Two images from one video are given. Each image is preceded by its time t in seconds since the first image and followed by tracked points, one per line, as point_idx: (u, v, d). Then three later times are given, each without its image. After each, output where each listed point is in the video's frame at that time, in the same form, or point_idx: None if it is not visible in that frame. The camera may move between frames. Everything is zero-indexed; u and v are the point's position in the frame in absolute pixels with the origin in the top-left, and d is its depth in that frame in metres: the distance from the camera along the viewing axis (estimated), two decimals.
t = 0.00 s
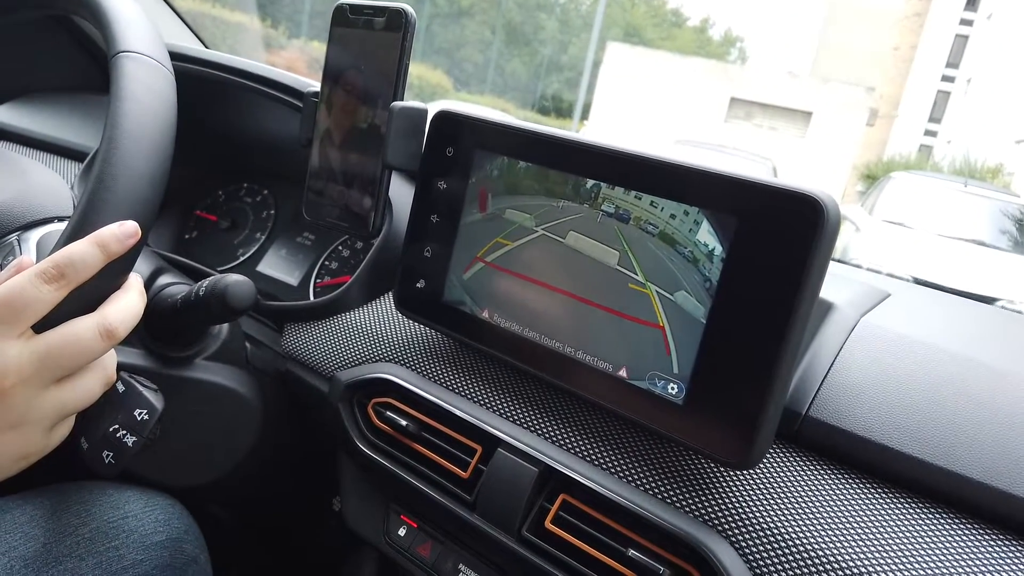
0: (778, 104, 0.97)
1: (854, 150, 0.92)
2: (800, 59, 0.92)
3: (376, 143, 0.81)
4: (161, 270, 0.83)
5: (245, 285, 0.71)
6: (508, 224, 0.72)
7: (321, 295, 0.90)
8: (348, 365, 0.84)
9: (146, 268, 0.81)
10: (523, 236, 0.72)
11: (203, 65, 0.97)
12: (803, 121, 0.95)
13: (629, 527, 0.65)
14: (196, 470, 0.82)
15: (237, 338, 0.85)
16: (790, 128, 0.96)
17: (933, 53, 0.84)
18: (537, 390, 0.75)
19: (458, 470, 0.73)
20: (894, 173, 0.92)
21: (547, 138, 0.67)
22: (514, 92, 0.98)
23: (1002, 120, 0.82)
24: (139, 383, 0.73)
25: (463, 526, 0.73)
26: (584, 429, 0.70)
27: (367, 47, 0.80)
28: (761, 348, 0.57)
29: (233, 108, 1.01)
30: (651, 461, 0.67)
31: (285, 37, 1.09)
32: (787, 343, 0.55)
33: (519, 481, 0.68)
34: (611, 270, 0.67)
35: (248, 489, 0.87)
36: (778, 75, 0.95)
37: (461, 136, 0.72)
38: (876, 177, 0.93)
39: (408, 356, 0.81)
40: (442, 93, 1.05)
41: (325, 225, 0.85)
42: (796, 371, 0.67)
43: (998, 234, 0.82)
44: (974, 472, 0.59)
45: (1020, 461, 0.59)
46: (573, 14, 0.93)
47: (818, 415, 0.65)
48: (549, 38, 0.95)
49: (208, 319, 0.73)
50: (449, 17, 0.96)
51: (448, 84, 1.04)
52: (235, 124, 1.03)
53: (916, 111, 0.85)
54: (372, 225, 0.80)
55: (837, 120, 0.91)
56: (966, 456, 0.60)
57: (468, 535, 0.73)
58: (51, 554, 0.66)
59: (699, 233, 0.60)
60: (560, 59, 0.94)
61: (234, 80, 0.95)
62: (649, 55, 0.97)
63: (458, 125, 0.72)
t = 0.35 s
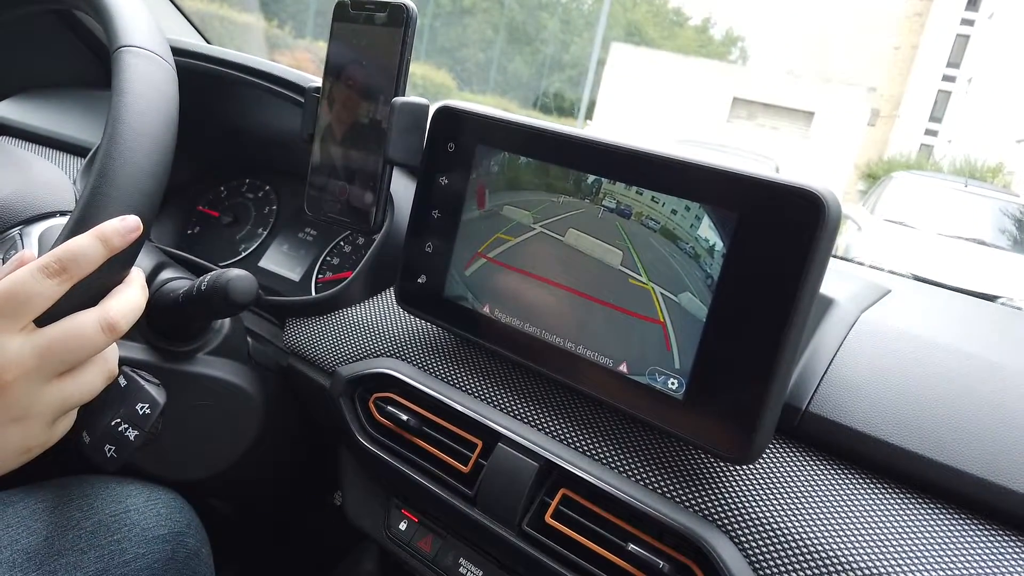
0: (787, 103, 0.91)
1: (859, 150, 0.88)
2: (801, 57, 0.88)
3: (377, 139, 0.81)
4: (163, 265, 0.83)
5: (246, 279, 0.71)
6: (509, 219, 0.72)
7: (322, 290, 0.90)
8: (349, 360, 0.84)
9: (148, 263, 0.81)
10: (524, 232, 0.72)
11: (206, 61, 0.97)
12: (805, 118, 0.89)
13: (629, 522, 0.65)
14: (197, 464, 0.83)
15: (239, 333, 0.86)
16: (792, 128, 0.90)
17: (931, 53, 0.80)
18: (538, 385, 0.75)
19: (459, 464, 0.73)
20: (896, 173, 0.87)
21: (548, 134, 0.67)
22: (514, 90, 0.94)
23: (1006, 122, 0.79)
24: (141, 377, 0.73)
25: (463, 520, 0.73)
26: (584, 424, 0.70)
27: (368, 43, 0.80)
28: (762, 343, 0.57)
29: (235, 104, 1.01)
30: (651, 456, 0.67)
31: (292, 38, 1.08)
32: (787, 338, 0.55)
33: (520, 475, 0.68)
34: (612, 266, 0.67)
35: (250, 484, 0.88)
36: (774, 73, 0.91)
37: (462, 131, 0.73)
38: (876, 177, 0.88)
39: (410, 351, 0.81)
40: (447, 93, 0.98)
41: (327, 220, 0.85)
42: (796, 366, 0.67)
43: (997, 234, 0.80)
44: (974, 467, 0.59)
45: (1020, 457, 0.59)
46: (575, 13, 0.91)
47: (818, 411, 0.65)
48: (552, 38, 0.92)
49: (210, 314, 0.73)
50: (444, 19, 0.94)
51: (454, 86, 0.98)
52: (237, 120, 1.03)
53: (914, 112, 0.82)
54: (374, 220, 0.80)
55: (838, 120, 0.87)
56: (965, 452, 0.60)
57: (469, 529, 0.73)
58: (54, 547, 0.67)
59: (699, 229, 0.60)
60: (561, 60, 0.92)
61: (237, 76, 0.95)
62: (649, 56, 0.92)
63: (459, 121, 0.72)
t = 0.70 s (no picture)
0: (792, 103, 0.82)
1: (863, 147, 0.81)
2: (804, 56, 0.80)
3: (382, 133, 0.81)
4: (169, 259, 0.83)
5: (252, 274, 0.71)
6: (515, 213, 0.72)
7: (327, 285, 0.90)
8: (354, 355, 0.84)
9: (153, 257, 0.81)
10: (530, 226, 0.72)
11: (211, 54, 0.97)
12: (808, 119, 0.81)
13: (634, 516, 0.65)
14: (202, 459, 0.83)
15: (244, 327, 0.86)
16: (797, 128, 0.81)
17: (930, 53, 0.76)
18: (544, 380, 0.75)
19: (464, 459, 0.73)
20: (898, 172, 0.82)
21: (555, 128, 0.67)
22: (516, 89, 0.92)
23: (1008, 124, 0.75)
24: (147, 370, 0.73)
25: (469, 515, 0.73)
26: (590, 419, 0.70)
27: (374, 37, 0.80)
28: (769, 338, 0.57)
29: (240, 98, 1.01)
30: (657, 451, 0.67)
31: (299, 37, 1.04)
32: (794, 333, 0.55)
33: (525, 470, 0.68)
34: (619, 261, 0.67)
35: (255, 479, 0.88)
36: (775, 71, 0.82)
37: (468, 126, 0.72)
38: (878, 176, 0.83)
39: (415, 346, 0.81)
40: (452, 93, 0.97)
41: (332, 214, 0.85)
42: (802, 362, 0.67)
43: (997, 233, 0.78)
44: (981, 463, 0.59)
45: None
46: (576, 12, 0.88)
47: (824, 406, 0.65)
48: (554, 36, 0.89)
49: (215, 308, 0.73)
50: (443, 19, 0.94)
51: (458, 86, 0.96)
52: (242, 114, 1.03)
53: (916, 111, 0.77)
54: (380, 214, 0.81)
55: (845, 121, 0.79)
56: (972, 448, 0.60)
57: (474, 524, 0.73)
58: (59, 541, 0.67)
59: (707, 223, 0.60)
60: (563, 58, 0.88)
61: (242, 71, 0.95)
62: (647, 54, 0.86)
63: (465, 116, 0.72)
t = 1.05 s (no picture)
0: (792, 102, 0.81)
1: (864, 148, 0.79)
2: (804, 56, 0.80)
3: (384, 130, 0.81)
4: (171, 255, 0.83)
5: (254, 270, 0.71)
6: (518, 209, 0.72)
7: (328, 282, 0.90)
8: (356, 351, 0.84)
9: (156, 253, 0.82)
10: (532, 223, 0.72)
11: (213, 51, 0.97)
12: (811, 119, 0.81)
13: (635, 513, 0.65)
14: (204, 455, 0.83)
15: (246, 323, 0.86)
16: (796, 128, 0.81)
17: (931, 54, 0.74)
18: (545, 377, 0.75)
19: (465, 455, 0.74)
20: (899, 173, 0.79)
21: (556, 125, 0.67)
22: (519, 87, 0.92)
23: (1009, 125, 0.74)
24: (149, 366, 0.73)
25: (469, 511, 0.73)
26: (590, 416, 0.71)
27: (376, 33, 0.80)
28: (770, 335, 0.57)
29: (242, 94, 1.01)
30: (657, 448, 0.67)
31: (302, 38, 1.04)
32: (795, 331, 0.55)
33: (526, 466, 0.69)
34: (620, 258, 0.68)
35: (257, 475, 0.88)
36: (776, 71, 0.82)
37: (470, 123, 0.73)
38: (880, 176, 0.79)
39: (417, 342, 0.81)
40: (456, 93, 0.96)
41: (334, 211, 0.85)
42: (803, 359, 0.67)
43: (999, 232, 0.77)
44: (981, 461, 0.59)
45: None
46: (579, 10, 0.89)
47: (824, 404, 0.65)
48: (557, 35, 0.90)
49: (217, 304, 0.73)
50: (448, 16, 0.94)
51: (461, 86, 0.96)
52: (246, 111, 1.03)
53: (915, 110, 0.75)
54: (382, 211, 0.81)
55: (848, 120, 0.79)
56: (972, 446, 0.60)
57: (475, 520, 0.74)
58: (61, 536, 0.67)
59: (709, 220, 0.60)
60: (566, 56, 0.88)
61: (244, 67, 0.95)
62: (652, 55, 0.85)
63: (467, 113, 0.72)
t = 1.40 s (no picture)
0: (791, 104, 0.81)
1: (864, 148, 0.78)
2: (804, 57, 0.80)
3: (384, 131, 0.82)
4: (173, 255, 0.84)
5: (255, 270, 0.72)
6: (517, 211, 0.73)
7: (329, 281, 0.91)
8: (356, 350, 0.85)
9: (158, 253, 0.82)
10: (530, 225, 0.73)
11: (214, 51, 0.98)
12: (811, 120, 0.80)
13: (630, 511, 0.66)
14: (205, 453, 0.84)
15: (247, 322, 0.87)
16: (797, 129, 0.81)
17: (931, 54, 0.74)
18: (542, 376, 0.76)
19: (463, 454, 0.74)
20: (901, 173, 0.77)
21: (555, 128, 0.68)
22: (519, 88, 0.93)
23: (1007, 128, 0.73)
24: (152, 366, 0.74)
25: (468, 509, 0.74)
26: (587, 415, 0.72)
27: (376, 35, 0.81)
28: (764, 336, 0.58)
29: (244, 94, 1.02)
30: (652, 447, 0.68)
31: (305, 39, 1.05)
32: (788, 332, 0.56)
33: (524, 465, 0.70)
34: (617, 259, 0.68)
35: (260, 473, 0.89)
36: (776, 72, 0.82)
37: (470, 125, 0.73)
38: (881, 176, 0.78)
39: (416, 342, 0.82)
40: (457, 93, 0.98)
41: (334, 211, 0.86)
42: (798, 360, 0.68)
43: (998, 233, 0.76)
44: (971, 460, 0.60)
45: (1016, 451, 0.60)
46: (579, 11, 0.90)
47: (818, 404, 0.66)
48: (557, 36, 0.91)
49: (219, 304, 0.74)
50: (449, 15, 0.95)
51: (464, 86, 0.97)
52: (248, 111, 1.04)
53: (913, 111, 0.75)
54: (382, 211, 0.81)
55: (848, 120, 0.78)
56: (963, 446, 0.61)
57: (473, 517, 0.75)
58: (65, 533, 0.68)
59: (704, 222, 0.61)
60: (566, 56, 0.89)
61: (246, 68, 0.95)
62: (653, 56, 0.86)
63: (466, 115, 0.73)
